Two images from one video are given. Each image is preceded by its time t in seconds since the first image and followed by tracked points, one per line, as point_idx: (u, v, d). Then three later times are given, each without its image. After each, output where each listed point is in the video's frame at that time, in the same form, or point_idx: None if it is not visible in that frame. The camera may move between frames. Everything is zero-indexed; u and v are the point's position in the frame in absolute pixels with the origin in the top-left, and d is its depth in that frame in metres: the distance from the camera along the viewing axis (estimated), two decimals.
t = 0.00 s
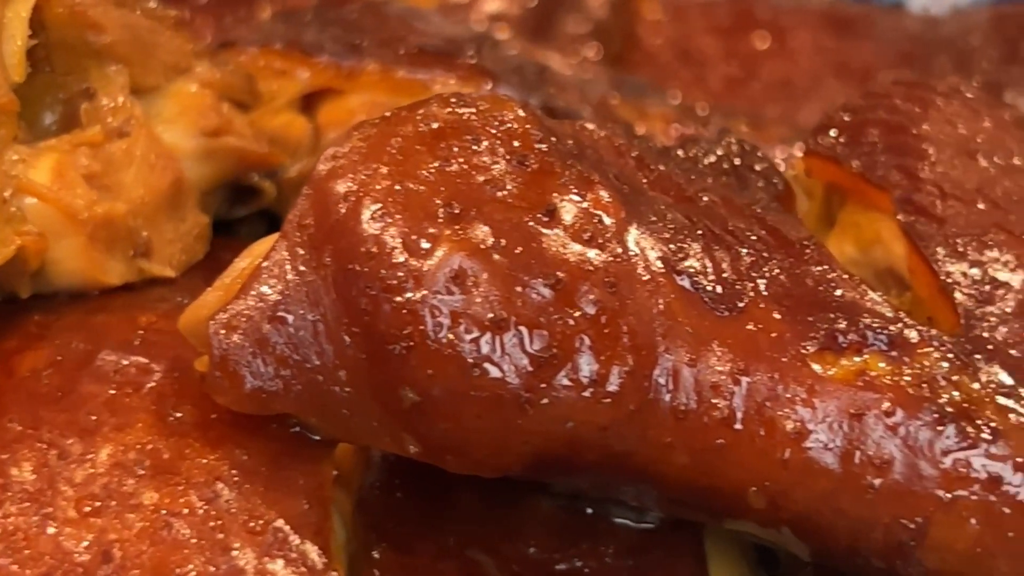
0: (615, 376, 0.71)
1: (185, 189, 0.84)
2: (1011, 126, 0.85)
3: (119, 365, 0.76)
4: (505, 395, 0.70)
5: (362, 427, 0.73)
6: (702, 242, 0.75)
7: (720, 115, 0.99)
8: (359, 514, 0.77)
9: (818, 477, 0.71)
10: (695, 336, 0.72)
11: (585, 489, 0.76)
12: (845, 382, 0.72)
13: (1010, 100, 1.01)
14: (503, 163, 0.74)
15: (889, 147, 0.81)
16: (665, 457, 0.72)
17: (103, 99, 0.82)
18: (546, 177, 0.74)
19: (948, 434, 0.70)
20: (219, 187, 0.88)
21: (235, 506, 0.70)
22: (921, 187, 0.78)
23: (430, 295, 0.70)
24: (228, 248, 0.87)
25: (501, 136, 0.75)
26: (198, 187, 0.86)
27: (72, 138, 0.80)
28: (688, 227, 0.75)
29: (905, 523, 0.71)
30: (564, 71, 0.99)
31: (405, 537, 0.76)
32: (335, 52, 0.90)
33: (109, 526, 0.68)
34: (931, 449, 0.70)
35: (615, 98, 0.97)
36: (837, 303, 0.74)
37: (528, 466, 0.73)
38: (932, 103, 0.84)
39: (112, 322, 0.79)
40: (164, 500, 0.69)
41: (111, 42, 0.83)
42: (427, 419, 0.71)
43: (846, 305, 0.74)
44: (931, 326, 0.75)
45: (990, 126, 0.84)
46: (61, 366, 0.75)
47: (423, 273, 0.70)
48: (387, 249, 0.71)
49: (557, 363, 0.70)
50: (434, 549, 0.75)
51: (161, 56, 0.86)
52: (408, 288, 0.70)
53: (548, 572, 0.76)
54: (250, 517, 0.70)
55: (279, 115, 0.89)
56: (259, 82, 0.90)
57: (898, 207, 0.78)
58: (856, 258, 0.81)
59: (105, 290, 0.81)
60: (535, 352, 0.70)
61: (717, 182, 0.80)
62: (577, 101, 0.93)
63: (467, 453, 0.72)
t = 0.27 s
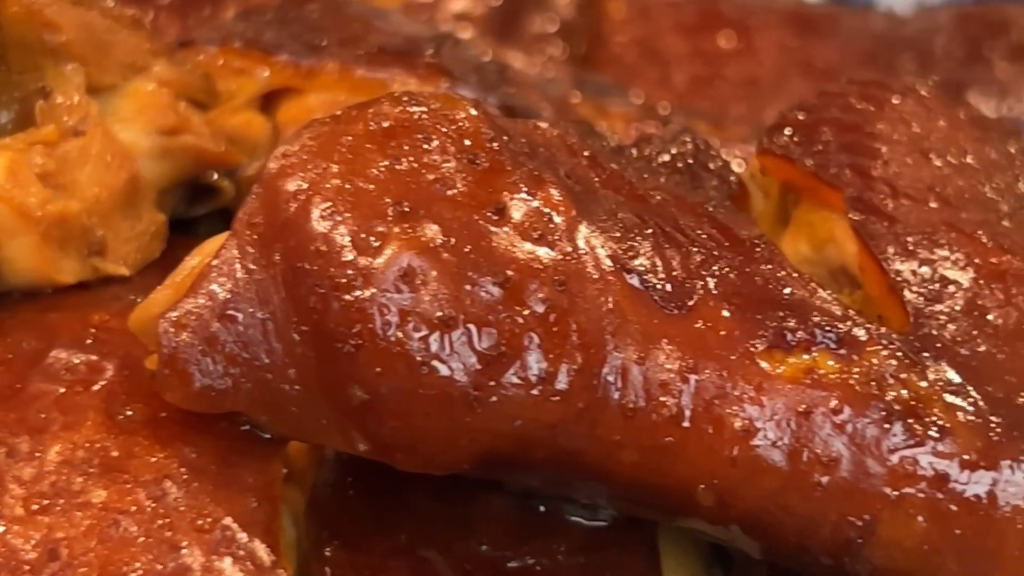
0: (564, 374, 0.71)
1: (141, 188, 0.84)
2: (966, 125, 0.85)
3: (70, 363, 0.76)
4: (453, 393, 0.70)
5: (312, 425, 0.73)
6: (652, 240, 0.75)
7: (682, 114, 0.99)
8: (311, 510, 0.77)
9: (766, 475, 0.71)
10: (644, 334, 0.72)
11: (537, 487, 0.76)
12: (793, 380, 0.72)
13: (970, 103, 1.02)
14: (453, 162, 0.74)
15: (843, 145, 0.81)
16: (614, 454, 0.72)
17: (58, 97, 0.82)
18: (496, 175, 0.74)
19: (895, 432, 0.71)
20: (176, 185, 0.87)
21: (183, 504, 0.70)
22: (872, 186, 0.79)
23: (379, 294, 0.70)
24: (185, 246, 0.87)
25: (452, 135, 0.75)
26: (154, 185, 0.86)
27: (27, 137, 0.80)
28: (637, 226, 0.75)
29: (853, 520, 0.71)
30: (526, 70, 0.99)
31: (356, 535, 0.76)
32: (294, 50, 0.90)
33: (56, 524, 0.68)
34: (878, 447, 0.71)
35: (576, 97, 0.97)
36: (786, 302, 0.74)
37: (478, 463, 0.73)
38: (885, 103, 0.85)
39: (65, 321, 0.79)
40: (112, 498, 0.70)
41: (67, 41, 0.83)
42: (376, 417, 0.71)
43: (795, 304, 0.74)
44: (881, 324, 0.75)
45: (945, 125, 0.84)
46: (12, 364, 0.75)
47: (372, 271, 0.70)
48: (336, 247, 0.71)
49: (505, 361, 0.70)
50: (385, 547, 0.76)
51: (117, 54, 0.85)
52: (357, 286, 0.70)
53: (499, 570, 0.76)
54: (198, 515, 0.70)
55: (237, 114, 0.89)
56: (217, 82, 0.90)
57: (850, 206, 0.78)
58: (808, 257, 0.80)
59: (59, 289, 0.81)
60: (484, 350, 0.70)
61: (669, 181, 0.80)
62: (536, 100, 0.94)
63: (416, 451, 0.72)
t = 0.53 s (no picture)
0: (514, 372, 0.71)
1: (99, 188, 0.84)
2: (923, 124, 0.85)
3: (22, 361, 0.76)
4: (404, 392, 0.70)
5: (263, 424, 0.73)
6: (604, 239, 0.75)
7: (645, 113, 0.99)
8: (265, 509, 0.77)
9: (716, 473, 0.71)
10: (595, 333, 0.72)
11: (491, 486, 0.77)
12: (743, 378, 0.72)
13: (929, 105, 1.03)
14: (405, 161, 0.74)
15: (799, 144, 0.81)
16: (565, 453, 0.72)
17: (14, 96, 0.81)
18: (448, 173, 0.74)
19: (844, 430, 0.71)
20: (134, 184, 0.88)
21: (133, 502, 0.70)
22: (826, 185, 0.79)
23: (329, 292, 0.70)
24: (143, 244, 0.87)
25: (404, 134, 0.75)
26: (112, 185, 0.86)
27: None
28: (591, 224, 0.75)
29: (802, 518, 0.71)
30: (489, 69, 0.99)
31: (311, 533, 0.76)
32: (254, 49, 0.90)
33: (6, 523, 0.68)
34: (827, 445, 0.71)
35: (539, 97, 0.98)
36: (737, 300, 0.74)
37: (429, 461, 0.74)
38: (843, 102, 0.85)
39: (19, 320, 0.79)
40: (63, 497, 0.70)
41: (24, 41, 0.81)
42: (327, 415, 0.71)
43: (747, 302, 0.74)
44: (833, 323, 0.75)
45: (902, 125, 0.84)
46: None
47: (322, 270, 0.70)
48: (287, 246, 0.71)
49: (456, 359, 0.71)
50: (339, 545, 0.76)
51: (75, 53, 0.85)
52: (308, 285, 0.70)
53: (453, 568, 0.76)
54: (148, 514, 0.70)
55: (198, 113, 0.89)
56: (176, 80, 0.90)
57: (804, 205, 0.78)
58: (763, 255, 0.80)
59: (14, 288, 0.81)
60: (434, 349, 0.70)
61: (624, 179, 0.80)
62: (497, 100, 0.94)
63: (367, 450, 0.72)
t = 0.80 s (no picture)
0: (471, 371, 0.71)
1: (63, 186, 0.85)
2: (885, 124, 0.85)
3: None
4: (360, 390, 0.70)
5: (221, 423, 0.73)
6: (562, 238, 0.75)
7: (613, 114, 0.99)
8: (225, 508, 0.77)
9: (672, 472, 0.71)
10: (552, 332, 0.73)
11: (450, 485, 0.77)
12: (700, 377, 0.72)
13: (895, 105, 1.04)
14: (364, 160, 0.74)
15: (760, 144, 0.81)
16: (522, 451, 0.72)
17: None
18: (407, 172, 0.74)
19: (801, 428, 0.71)
20: (99, 183, 0.88)
21: (90, 502, 0.70)
22: (785, 185, 0.79)
23: (286, 292, 0.70)
24: (106, 243, 0.87)
25: (363, 133, 0.76)
26: (75, 183, 0.86)
27: None
28: (549, 223, 0.75)
29: (758, 517, 0.71)
30: (457, 69, 0.99)
31: (270, 533, 0.76)
32: (221, 49, 0.90)
33: None
34: (783, 443, 0.71)
35: (507, 97, 0.98)
36: (695, 298, 0.74)
37: (387, 460, 0.74)
38: (806, 101, 0.85)
39: None
40: (20, 496, 0.70)
41: None
42: (284, 414, 0.71)
43: (704, 301, 0.74)
44: (791, 322, 0.75)
45: (864, 125, 0.84)
46: None
47: (279, 269, 0.70)
48: (244, 245, 0.71)
49: (413, 358, 0.71)
50: (298, 545, 0.76)
51: (39, 52, 0.85)
52: (265, 283, 0.70)
53: (412, 567, 0.76)
54: (105, 513, 0.70)
55: (163, 113, 0.90)
56: (141, 80, 0.90)
57: (763, 204, 0.78)
58: (725, 255, 0.81)
59: None
60: (391, 347, 0.70)
61: (584, 179, 0.80)
62: (464, 99, 0.94)
63: (324, 449, 0.72)
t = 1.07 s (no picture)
0: (413, 369, 0.71)
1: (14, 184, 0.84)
2: (835, 123, 0.86)
3: None
4: (302, 389, 0.70)
5: (165, 420, 0.73)
6: (506, 237, 0.75)
7: (569, 113, 0.99)
8: (174, 506, 0.77)
9: (614, 469, 0.72)
10: (495, 330, 0.73)
11: (395, 483, 0.77)
12: (642, 375, 0.72)
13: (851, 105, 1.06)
14: (308, 159, 0.74)
15: (709, 142, 0.82)
16: (465, 449, 0.73)
17: None
18: (351, 171, 0.74)
19: (742, 426, 0.71)
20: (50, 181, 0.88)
21: (32, 500, 0.70)
22: (732, 184, 0.79)
23: (229, 290, 0.70)
24: (59, 238, 0.87)
25: (308, 132, 0.76)
26: (26, 181, 0.86)
27: None
28: (494, 222, 0.76)
29: (700, 514, 0.72)
30: (414, 68, 1.00)
31: (217, 529, 0.76)
32: (175, 48, 0.90)
33: None
34: (724, 441, 0.71)
35: (463, 96, 0.98)
36: (638, 296, 0.75)
37: (330, 458, 0.74)
38: (755, 100, 0.85)
39: None
40: None
41: None
42: (227, 412, 0.71)
43: (646, 300, 0.75)
44: (734, 320, 0.76)
45: (813, 124, 0.84)
46: None
47: (221, 267, 0.70)
48: (187, 243, 0.71)
49: (354, 356, 0.71)
50: (244, 543, 0.76)
51: None
52: (207, 281, 0.70)
53: (358, 564, 0.77)
54: (46, 510, 0.70)
55: (117, 112, 0.90)
56: (92, 79, 0.90)
57: (709, 203, 0.78)
58: (673, 253, 0.82)
59: None
60: (333, 345, 0.70)
61: (532, 178, 0.81)
62: (419, 98, 0.94)
63: (267, 447, 0.73)
